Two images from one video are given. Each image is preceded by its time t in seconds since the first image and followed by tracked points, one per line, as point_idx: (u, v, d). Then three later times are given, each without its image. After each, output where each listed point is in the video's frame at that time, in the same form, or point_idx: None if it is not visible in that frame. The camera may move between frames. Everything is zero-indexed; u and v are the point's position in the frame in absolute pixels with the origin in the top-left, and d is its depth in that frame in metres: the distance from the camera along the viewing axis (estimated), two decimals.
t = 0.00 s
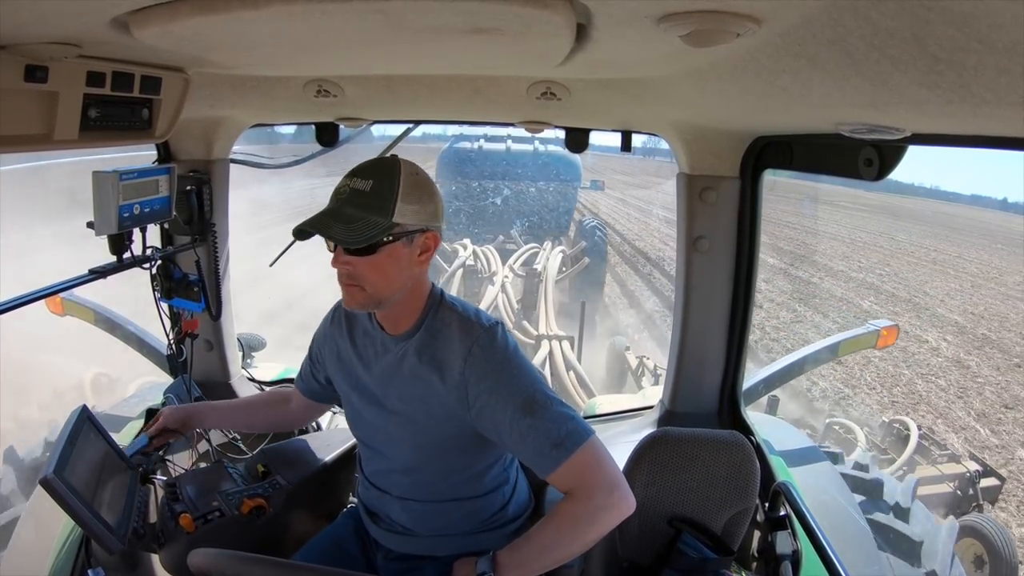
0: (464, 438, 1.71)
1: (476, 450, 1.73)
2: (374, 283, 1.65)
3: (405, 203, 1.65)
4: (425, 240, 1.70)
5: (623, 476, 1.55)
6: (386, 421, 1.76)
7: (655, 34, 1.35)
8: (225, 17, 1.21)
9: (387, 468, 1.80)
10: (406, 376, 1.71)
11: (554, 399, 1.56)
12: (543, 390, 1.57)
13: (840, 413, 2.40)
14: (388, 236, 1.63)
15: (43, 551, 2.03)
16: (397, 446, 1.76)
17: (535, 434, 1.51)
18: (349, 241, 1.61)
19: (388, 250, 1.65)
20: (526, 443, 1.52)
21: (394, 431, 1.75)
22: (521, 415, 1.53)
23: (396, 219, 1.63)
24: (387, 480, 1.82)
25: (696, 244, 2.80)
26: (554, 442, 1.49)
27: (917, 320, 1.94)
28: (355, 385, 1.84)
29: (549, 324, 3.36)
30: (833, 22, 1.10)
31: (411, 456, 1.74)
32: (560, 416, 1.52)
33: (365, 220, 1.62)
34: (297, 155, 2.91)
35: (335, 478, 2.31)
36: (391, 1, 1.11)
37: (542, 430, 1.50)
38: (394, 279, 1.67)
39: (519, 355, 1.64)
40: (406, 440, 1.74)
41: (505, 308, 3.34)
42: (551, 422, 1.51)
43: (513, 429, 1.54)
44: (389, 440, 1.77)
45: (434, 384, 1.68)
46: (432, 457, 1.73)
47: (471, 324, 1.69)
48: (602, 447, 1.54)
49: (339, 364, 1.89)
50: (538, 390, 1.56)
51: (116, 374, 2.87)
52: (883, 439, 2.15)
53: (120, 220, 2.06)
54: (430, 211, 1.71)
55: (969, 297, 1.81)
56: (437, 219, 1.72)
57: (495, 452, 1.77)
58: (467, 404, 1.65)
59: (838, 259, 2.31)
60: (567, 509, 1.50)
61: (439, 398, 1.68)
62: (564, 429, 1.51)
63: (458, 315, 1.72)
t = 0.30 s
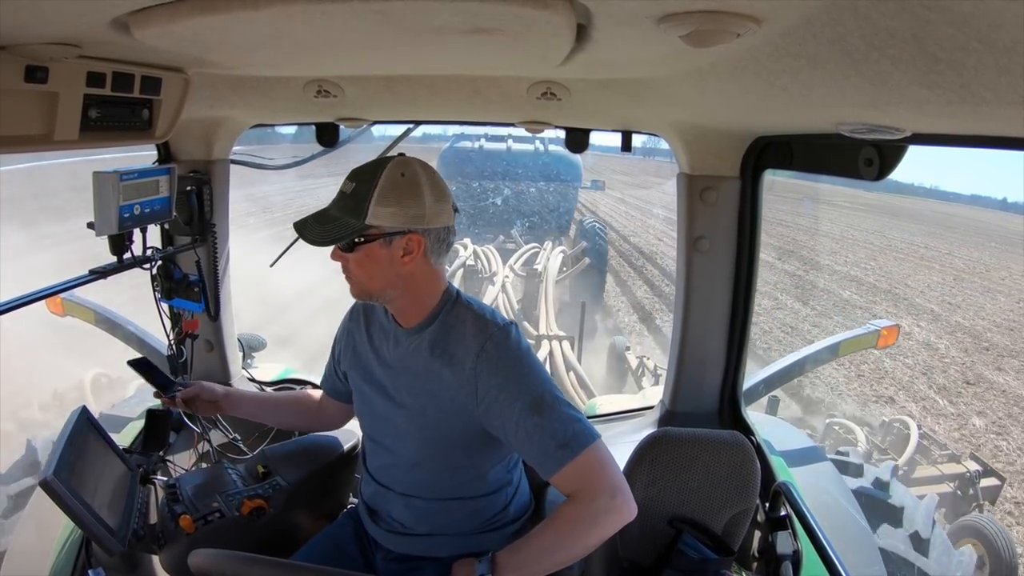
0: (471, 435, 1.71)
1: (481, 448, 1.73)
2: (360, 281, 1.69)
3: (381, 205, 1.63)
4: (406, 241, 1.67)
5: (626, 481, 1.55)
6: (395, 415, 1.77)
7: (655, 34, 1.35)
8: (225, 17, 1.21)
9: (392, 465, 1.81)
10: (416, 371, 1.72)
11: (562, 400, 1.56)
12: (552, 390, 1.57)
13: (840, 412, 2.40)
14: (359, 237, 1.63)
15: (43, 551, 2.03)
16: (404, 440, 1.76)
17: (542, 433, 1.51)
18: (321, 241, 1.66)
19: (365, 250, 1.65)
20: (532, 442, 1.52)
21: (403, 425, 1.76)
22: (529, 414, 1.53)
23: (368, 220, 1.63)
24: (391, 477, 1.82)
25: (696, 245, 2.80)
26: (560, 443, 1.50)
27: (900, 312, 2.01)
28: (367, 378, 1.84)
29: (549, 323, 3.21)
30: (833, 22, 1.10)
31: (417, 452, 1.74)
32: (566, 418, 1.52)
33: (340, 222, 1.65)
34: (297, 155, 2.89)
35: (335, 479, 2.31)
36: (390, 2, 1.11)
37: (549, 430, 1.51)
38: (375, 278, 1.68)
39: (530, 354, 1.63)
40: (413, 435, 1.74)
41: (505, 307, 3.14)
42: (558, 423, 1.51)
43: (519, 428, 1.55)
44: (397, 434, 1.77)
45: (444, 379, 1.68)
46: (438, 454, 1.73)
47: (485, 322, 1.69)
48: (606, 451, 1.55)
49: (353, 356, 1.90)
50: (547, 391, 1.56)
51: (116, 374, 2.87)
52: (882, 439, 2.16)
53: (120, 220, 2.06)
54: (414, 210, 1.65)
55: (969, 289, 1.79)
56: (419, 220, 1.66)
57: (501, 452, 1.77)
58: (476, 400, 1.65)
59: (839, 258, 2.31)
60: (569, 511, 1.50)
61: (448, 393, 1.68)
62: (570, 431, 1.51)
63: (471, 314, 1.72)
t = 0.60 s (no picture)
0: (471, 431, 1.71)
1: (482, 444, 1.73)
2: (356, 279, 1.69)
3: (375, 202, 1.63)
4: (400, 237, 1.67)
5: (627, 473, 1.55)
6: (395, 412, 1.77)
7: (655, 34, 1.35)
8: (225, 17, 1.21)
9: (392, 462, 1.80)
10: (416, 367, 1.72)
11: (562, 393, 1.56)
12: (552, 384, 1.58)
13: (839, 412, 2.40)
14: (353, 233, 1.64)
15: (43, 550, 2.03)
16: (404, 438, 1.76)
17: (544, 426, 1.51)
18: (316, 238, 1.66)
19: (359, 246, 1.66)
20: (535, 435, 1.52)
21: (403, 422, 1.75)
22: (532, 406, 1.54)
23: (362, 217, 1.63)
24: (391, 474, 1.81)
25: (697, 244, 2.80)
26: (562, 435, 1.50)
27: (898, 311, 1.99)
28: (365, 376, 1.84)
29: (549, 323, 3.15)
30: (834, 22, 1.10)
31: (418, 448, 1.74)
32: (567, 410, 1.53)
33: (335, 219, 1.66)
34: (297, 155, 2.88)
35: (333, 479, 2.31)
36: (390, 1, 1.11)
37: (551, 422, 1.51)
38: (371, 274, 1.68)
39: (530, 349, 1.64)
40: (414, 432, 1.74)
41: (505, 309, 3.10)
42: (559, 416, 1.52)
43: (521, 421, 1.55)
44: (397, 431, 1.77)
45: (444, 374, 1.68)
46: (439, 449, 1.73)
47: (485, 318, 1.70)
48: (607, 444, 1.55)
49: (351, 355, 1.90)
50: (548, 384, 1.57)
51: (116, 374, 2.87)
52: (882, 439, 2.15)
53: (120, 220, 2.06)
54: (407, 208, 1.65)
55: (969, 295, 1.77)
56: (412, 217, 1.66)
57: (501, 449, 1.77)
58: (476, 395, 1.65)
59: (838, 257, 2.30)
60: (570, 503, 1.50)
61: (449, 389, 1.68)
62: (571, 423, 1.51)
63: (471, 310, 1.72)
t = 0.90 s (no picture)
0: (468, 436, 1.71)
1: (479, 449, 1.73)
2: (348, 285, 1.69)
3: (367, 207, 1.63)
4: (393, 244, 1.67)
5: (624, 476, 1.55)
6: (392, 419, 1.77)
7: (655, 35, 1.35)
8: (226, 17, 1.21)
9: (390, 468, 1.80)
10: (411, 375, 1.72)
11: (557, 397, 1.56)
12: (547, 388, 1.57)
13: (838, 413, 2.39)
14: (345, 240, 1.64)
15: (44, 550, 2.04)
16: (402, 444, 1.76)
17: (539, 430, 1.51)
18: (306, 245, 1.65)
19: (352, 252, 1.65)
20: (530, 440, 1.52)
21: (400, 428, 1.75)
22: (525, 412, 1.54)
23: (355, 223, 1.63)
24: (390, 480, 1.81)
25: (697, 246, 2.80)
26: (557, 438, 1.49)
27: (902, 313, 2.00)
28: (362, 384, 1.84)
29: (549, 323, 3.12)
30: (835, 22, 1.10)
31: (416, 454, 1.74)
32: (561, 415, 1.52)
33: (327, 225, 1.65)
34: (298, 155, 2.91)
35: (334, 481, 2.32)
36: (391, 1, 1.11)
37: (545, 426, 1.51)
38: (365, 281, 1.68)
39: (523, 353, 1.64)
40: (411, 439, 1.74)
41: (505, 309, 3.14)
42: (554, 420, 1.51)
43: (517, 426, 1.55)
44: (394, 437, 1.77)
45: (439, 381, 1.68)
46: (437, 455, 1.73)
47: (476, 324, 1.69)
48: (604, 447, 1.54)
49: (346, 364, 1.90)
50: (542, 388, 1.57)
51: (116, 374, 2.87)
52: (883, 440, 2.15)
53: (120, 220, 2.06)
54: (399, 214, 1.66)
55: (959, 289, 1.84)
56: (405, 224, 1.66)
57: (499, 453, 1.77)
58: (472, 401, 1.65)
59: (839, 259, 2.30)
60: (567, 507, 1.50)
61: (444, 395, 1.68)
62: (567, 427, 1.51)
63: (465, 315, 1.72)
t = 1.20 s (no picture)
0: (462, 435, 1.71)
1: (474, 448, 1.73)
2: (339, 289, 1.69)
3: (354, 211, 1.63)
4: (382, 246, 1.67)
5: (618, 472, 1.55)
6: (386, 419, 1.77)
7: (655, 35, 1.35)
8: (226, 17, 1.21)
9: (386, 469, 1.80)
10: (403, 375, 1.72)
11: (549, 394, 1.56)
12: (538, 385, 1.57)
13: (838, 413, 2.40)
14: (333, 244, 1.63)
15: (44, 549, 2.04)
16: (397, 445, 1.76)
17: (530, 427, 1.51)
18: (295, 251, 1.64)
19: (340, 256, 1.65)
20: (521, 437, 1.52)
21: (394, 429, 1.76)
22: (517, 410, 1.53)
23: (342, 227, 1.62)
24: (387, 479, 1.82)
25: (696, 246, 2.80)
26: (549, 435, 1.50)
27: (901, 312, 1.99)
28: (355, 386, 1.84)
29: (548, 323, 3.12)
30: (835, 23, 1.10)
31: (411, 454, 1.74)
32: (553, 412, 1.52)
33: (314, 230, 1.64)
34: (297, 155, 2.91)
35: (334, 480, 2.32)
36: (390, 1, 1.11)
37: (536, 423, 1.51)
38: (354, 284, 1.68)
39: (514, 351, 1.64)
40: (406, 439, 1.74)
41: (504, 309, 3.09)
42: (546, 416, 1.51)
43: (509, 425, 1.55)
44: (389, 438, 1.77)
45: (431, 381, 1.68)
46: (432, 454, 1.73)
47: (467, 323, 1.69)
48: (597, 443, 1.54)
49: (340, 365, 1.90)
50: (533, 385, 1.57)
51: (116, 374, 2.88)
52: (883, 440, 2.15)
53: (120, 220, 2.06)
54: (386, 216, 1.66)
55: (940, 282, 1.90)
56: (393, 224, 1.66)
57: (493, 451, 1.77)
58: (464, 399, 1.65)
59: (839, 259, 2.30)
60: (560, 504, 1.50)
61: (436, 395, 1.68)
62: (558, 424, 1.51)
63: (455, 313, 1.72)
